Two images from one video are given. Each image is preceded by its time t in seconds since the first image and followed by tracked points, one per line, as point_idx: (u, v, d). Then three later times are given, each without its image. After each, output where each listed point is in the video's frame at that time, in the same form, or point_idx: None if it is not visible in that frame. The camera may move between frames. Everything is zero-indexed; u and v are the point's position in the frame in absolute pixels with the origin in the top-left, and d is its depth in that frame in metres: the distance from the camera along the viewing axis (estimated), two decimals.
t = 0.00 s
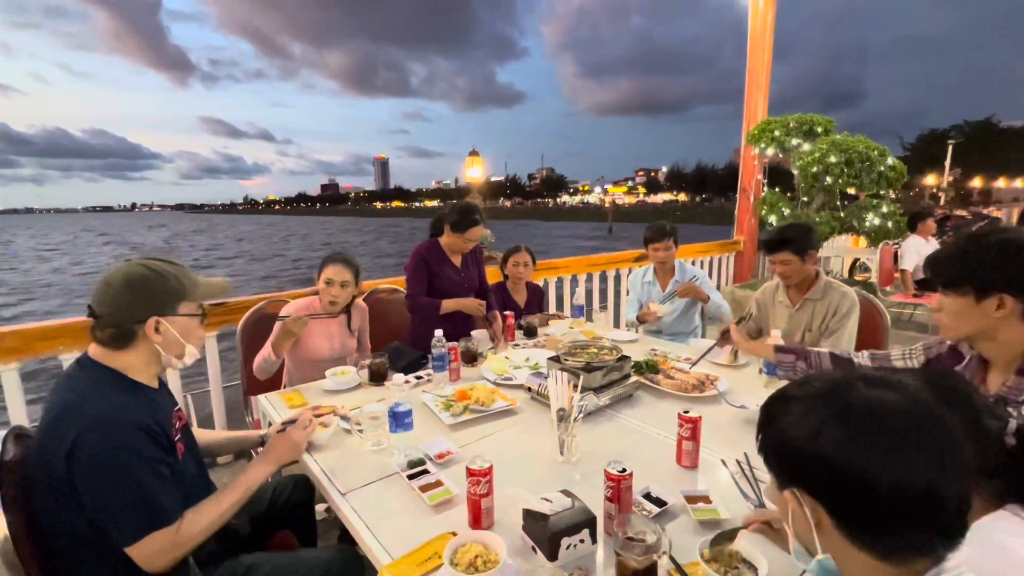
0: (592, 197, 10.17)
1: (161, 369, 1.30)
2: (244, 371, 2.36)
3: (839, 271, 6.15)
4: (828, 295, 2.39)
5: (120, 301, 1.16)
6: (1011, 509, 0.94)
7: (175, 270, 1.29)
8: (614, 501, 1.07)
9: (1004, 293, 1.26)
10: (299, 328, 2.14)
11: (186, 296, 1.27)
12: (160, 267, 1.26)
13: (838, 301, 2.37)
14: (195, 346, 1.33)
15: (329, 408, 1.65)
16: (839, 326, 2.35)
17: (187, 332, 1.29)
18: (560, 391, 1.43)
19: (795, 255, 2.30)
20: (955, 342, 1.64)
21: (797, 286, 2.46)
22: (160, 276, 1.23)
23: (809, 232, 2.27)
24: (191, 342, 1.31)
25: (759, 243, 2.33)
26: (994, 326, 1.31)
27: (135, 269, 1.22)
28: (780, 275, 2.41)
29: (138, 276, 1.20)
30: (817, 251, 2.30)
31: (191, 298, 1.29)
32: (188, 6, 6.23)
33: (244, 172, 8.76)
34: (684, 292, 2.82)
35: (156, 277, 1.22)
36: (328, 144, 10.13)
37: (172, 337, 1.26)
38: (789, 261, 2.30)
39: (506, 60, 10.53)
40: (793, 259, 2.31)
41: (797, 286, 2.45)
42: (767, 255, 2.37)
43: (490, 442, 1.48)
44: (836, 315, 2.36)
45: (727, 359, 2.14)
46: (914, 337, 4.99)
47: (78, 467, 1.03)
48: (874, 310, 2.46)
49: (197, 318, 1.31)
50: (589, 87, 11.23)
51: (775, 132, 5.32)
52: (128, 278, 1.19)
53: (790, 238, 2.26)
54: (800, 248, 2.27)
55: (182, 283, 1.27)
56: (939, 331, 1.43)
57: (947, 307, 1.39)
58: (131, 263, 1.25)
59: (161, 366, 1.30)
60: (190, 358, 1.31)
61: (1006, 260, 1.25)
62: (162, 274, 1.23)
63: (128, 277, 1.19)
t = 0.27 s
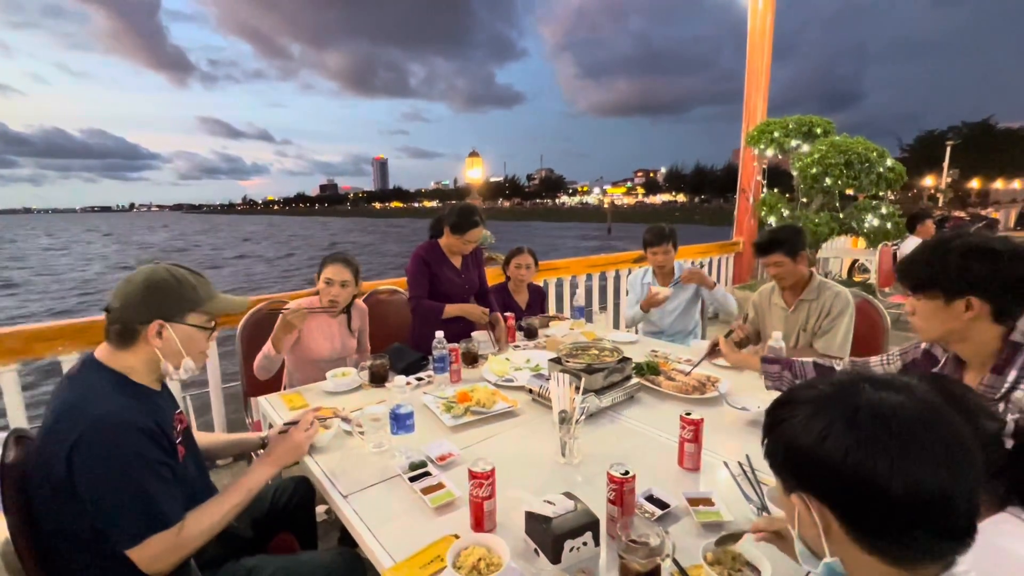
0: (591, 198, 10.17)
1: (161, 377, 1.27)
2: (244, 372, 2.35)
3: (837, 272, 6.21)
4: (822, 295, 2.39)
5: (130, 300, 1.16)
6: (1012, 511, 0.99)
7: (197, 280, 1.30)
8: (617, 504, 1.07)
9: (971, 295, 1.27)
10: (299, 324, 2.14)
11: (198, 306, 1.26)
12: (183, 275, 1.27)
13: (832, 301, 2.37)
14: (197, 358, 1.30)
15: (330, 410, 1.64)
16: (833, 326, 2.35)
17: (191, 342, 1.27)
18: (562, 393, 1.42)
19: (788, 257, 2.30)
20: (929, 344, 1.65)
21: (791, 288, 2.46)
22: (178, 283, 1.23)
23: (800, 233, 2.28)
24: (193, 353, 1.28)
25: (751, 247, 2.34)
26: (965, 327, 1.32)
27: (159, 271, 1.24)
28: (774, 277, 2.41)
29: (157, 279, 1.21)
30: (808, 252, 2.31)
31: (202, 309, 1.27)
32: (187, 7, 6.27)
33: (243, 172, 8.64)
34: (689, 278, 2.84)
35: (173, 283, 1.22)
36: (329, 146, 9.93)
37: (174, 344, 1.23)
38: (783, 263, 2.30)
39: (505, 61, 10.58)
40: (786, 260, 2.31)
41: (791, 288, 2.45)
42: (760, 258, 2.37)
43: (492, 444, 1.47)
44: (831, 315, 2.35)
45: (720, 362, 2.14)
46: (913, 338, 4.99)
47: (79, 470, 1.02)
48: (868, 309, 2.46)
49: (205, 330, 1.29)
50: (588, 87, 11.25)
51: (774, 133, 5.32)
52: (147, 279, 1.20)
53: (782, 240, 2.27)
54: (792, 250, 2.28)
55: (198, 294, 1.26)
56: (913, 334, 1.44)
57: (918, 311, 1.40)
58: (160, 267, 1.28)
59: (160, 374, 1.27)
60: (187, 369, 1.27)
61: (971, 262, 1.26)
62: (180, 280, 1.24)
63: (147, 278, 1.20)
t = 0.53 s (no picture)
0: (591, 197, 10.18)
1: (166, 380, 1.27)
2: (245, 373, 2.34)
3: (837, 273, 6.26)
4: (821, 295, 2.38)
5: (141, 302, 1.16)
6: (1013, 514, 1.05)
7: (206, 285, 1.30)
8: (622, 506, 1.06)
9: (970, 294, 1.27)
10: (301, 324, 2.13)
11: (206, 311, 1.26)
12: (193, 279, 1.27)
13: (831, 302, 2.36)
14: (204, 363, 1.30)
15: (331, 412, 1.64)
16: (832, 327, 2.33)
17: (199, 347, 1.26)
18: (565, 396, 1.42)
19: (786, 259, 2.30)
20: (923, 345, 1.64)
21: (791, 290, 2.45)
22: (189, 288, 1.23)
23: (798, 235, 2.28)
24: (199, 357, 1.28)
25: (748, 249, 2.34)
26: (964, 326, 1.32)
27: (170, 275, 1.23)
28: (773, 279, 2.40)
29: (170, 282, 1.21)
30: (806, 253, 2.31)
31: (211, 315, 1.27)
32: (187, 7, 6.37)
33: (243, 172, 8.63)
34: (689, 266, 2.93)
35: (184, 288, 1.22)
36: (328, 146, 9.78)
37: (182, 348, 1.23)
38: (781, 265, 2.29)
39: (504, 61, 10.58)
40: (784, 262, 2.30)
41: (790, 289, 2.45)
42: (758, 261, 2.37)
43: (495, 446, 1.47)
44: (830, 316, 2.34)
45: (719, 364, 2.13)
46: (913, 338, 4.99)
47: (82, 471, 1.01)
48: (869, 309, 2.46)
49: (213, 336, 1.29)
50: (587, 88, 11.25)
51: (774, 134, 5.31)
52: (159, 283, 1.20)
53: (780, 242, 2.27)
54: (790, 252, 2.28)
55: (207, 299, 1.26)
56: (912, 333, 1.44)
57: (917, 311, 1.39)
58: (170, 271, 1.28)
59: (165, 377, 1.26)
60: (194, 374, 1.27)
61: (971, 260, 1.26)
62: (191, 285, 1.24)
63: (159, 281, 1.20)
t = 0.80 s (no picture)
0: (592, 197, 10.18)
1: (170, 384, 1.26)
2: (248, 376, 2.33)
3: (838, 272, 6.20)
4: (826, 297, 2.38)
5: (153, 303, 1.16)
6: None
7: (224, 293, 1.29)
8: (628, 508, 1.06)
9: (980, 290, 1.26)
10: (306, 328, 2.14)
11: (218, 321, 1.24)
12: (211, 286, 1.26)
13: (835, 303, 2.35)
14: (208, 370, 1.28)
15: (335, 414, 1.63)
16: (835, 328, 2.32)
17: (205, 353, 1.25)
18: (570, 396, 1.42)
19: (790, 260, 2.29)
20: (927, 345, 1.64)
21: (794, 291, 2.45)
22: (204, 294, 1.22)
23: (802, 236, 2.28)
24: (204, 364, 1.27)
25: (753, 251, 2.33)
26: (971, 322, 1.31)
27: (189, 279, 1.23)
28: (777, 280, 2.39)
29: (188, 286, 1.21)
30: (810, 254, 2.30)
31: (223, 324, 1.26)
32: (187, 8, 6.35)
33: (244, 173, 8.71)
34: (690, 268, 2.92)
35: (199, 294, 1.21)
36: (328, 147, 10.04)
37: (187, 353, 1.22)
38: (785, 266, 2.28)
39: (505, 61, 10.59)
40: (789, 264, 2.29)
41: (794, 290, 2.44)
42: (763, 262, 2.36)
43: (499, 446, 1.47)
44: (834, 318, 2.33)
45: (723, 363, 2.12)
46: (915, 338, 4.99)
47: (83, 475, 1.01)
48: (873, 310, 2.45)
49: (222, 344, 1.27)
50: (587, 88, 11.26)
51: (775, 134, 5.32)
52: (175, 286, 1.20)
53: (784, 243, 2.26)
54: (794, 253, 2.27)
55: (221, 307, 1.25)
56: (921, 331, 1.43)
57: (925, 308, 1.38)
58: (191, 275, 1.28)
59: (169, 380, 1.25)
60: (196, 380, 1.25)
61: (979, 256, 1.25)
62: (207, 292, 1.23)
63: (176, 285, 1.20)
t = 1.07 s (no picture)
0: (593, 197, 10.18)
1: (170, 386, 1.25)
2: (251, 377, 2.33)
3: (842, 271, 6.14)
4: (832, 296, 2.37)
5: (158, 303, 1.16)
6: None
7: (232, 299, 1.29)
8: (634, 510, 1.05)
9: (989, 287, 1.25)
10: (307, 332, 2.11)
11: (222, 326, 1.23)
12: (219, 291, 1.27)
13: (841, 303, 2.34)
14: (207, 373, 1.27)
15: (338, 414, 1.62)
16: (841, 328, 2.32)
17: (205, 357, 1.24)
18: (574, 397, 1.41)
19: (797, 259, 2.28)
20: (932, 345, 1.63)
21: (801, 290, 2.44)
22: (212, 297, 1.22)
23: (811, 236, 2.27)
24: (205, 367, 1.26)
25: (760, 251, 2.32)
26: (982, 319, 1.30)
27: (199, 282, 1.24)
28: (784, 280, 2.39)
29: (196, 288, 1.21)
30: (818, 254, 2.30)
31: (226, 329, 1.25)
32: (188, 7, 6.31)
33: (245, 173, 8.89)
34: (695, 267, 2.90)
35: (206, 297, 1.21)
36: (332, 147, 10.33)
37: (188, 355, 1.21)
38: (792, 266, 2.28)
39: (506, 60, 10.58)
40: (796, 264, 2.29)
41: (801, 290, 2.43)
42: (769, 262, 2.35)
43: (503, 447, 1.46)
44: (840, 318, 2.33)
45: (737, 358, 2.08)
46: (919, 338, 4.97)
47: (86, 477, 1.01)
48: (879, 310, 2.44)
49: (224, 349, 1.27)
50: (589, 87, 11.24)
51: (779, 133, 5.29)
52: (184, 287, 1.20)
53: (793, 242, 2.25)
54: (802, 253, 2.26)
55: (228, 313, 1.25)
56: (929, 329, 1.42)
57: (933, 307, 1.37)
58: (204, 278, 1.29)
59: (170, 383, 1.24)
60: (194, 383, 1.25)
61: (987, 253, 1.24)
62: (215, 296, 1.23)
63: (185, 287, 1.20)
